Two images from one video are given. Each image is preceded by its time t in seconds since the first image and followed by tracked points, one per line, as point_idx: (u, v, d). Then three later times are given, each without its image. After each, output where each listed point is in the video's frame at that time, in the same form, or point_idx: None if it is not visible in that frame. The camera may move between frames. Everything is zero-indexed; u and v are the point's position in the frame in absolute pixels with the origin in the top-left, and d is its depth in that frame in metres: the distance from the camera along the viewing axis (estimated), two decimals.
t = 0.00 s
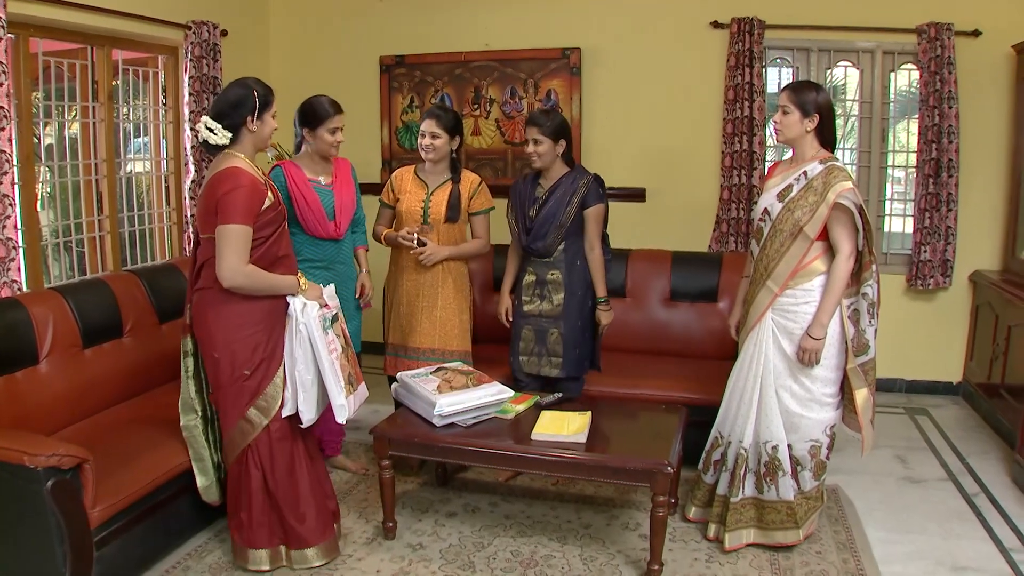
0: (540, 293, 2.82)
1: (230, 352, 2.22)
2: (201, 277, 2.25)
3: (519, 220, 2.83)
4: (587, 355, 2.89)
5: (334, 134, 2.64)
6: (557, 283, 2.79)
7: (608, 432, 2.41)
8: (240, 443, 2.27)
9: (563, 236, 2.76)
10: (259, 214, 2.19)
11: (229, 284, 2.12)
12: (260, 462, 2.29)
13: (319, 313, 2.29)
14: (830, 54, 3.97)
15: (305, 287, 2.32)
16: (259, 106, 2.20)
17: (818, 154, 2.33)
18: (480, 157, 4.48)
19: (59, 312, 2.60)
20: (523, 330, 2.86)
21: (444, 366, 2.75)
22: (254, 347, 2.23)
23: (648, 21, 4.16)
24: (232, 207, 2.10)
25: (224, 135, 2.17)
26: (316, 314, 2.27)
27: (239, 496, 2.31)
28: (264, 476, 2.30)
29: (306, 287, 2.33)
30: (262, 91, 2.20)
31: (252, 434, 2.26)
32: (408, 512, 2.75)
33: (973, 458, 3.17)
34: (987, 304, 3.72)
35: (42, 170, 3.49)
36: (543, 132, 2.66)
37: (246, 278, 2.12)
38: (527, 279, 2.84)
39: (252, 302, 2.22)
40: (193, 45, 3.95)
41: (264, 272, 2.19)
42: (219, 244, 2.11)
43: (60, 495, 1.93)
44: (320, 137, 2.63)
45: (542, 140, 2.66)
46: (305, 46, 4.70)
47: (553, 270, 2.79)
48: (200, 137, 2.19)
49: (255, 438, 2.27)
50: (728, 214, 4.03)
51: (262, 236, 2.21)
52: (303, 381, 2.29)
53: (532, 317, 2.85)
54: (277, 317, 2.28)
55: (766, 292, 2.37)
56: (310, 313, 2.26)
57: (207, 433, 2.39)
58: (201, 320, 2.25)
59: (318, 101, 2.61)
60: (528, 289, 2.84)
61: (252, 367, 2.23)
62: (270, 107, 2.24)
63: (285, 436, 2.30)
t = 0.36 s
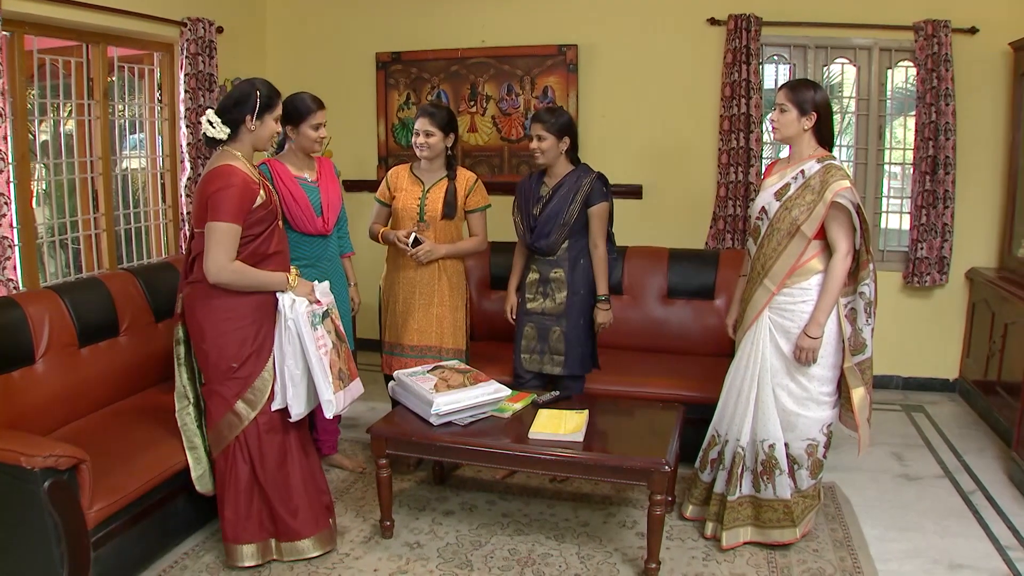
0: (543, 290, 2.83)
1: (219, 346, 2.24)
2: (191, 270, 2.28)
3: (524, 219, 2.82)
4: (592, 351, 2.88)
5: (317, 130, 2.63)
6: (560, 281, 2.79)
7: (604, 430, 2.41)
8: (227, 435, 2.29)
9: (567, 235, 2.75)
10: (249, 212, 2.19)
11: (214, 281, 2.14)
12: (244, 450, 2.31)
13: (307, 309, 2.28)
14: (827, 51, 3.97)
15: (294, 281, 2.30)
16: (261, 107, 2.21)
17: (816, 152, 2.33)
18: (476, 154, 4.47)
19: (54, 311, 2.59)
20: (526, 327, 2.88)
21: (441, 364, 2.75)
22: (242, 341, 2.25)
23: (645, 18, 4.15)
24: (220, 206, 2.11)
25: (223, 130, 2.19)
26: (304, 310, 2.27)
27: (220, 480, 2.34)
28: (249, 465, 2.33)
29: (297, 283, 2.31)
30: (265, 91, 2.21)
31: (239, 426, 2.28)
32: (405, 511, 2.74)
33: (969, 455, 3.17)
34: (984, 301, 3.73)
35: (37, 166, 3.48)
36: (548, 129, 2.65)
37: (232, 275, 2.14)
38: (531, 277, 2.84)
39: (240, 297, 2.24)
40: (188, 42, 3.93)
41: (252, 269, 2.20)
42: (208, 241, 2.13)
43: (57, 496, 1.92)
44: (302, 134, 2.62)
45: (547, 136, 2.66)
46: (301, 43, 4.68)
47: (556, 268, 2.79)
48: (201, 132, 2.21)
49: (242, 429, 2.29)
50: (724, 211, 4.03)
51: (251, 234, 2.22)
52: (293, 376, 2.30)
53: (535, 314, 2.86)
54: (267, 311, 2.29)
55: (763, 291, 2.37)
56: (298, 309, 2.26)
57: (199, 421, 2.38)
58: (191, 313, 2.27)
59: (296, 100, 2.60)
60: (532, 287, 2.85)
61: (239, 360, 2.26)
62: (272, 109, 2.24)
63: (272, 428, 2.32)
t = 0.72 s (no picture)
0: (541, 289, 2.83)
1: (208, 340, 2.26)
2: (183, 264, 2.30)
3: (524, 215, 2.84)
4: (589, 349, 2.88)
5: (313, 129, 2.61)
6: (557, 280, 2.79)
7: (601, 430, 2.41)
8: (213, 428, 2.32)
9: (565, 234, 2.75)
10: (243, 209, 2.20)
11: (209, 275, 2.15)
12: (228, 444, 2.34)
13: (302, 310, 2.28)
14: (824, 49, 3.96)
15: (290, 281, 2.32)
16: (248, 105, 2.20)
17: (813, 152, 2.33)
18: (473, 152, 4.47)
19: (50, 310, 2.58)
20: (522, 325, 2.88)
21: (439, 364, 2.75)
22: (230, 338, 2.27)
23: (642, 16, 4.14)
24: (216, 203, 2.12)
25: (216, 135, 2.19)
26: (298, 308, 2.27)
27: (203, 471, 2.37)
28: (234, 458, 2.36)
29: (291, 282, 2.33)
30: (251, 90, 2.20)
31: (224, 420, 2.31)
32: (403, 510, 2.74)
33: (966, 453, 3.18)
34: (981, 299, 3.74)
35: (33, 165, 3.47)
36: (551, 128, 2.65)
37: (227, 270, 2.15)
38: (530, 275, 2.85)
39: (229, 294, 2.25)
40: (184, 40, 3.91)
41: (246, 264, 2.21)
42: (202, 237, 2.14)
43: (54, 497, 1.92)
44: (300, 134, 2.60)
45: (549, 135, 2.65)
46: (298, 40, 4.67)
47: (553, 267, 2.79)
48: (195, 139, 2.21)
49: (226, 424, 2.32)
50: (721, 209, 4.03)
51: (246, 230, 2.23)
52: (280, 372, 2.30)
53: (531, 313, 2.86)
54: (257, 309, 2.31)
55: (760, 290, 2.37)
56: (292, 309, 2.26)
57: (190, 413, 2.38)
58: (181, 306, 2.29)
59: (297, 97, 2.59)
60: (530, 285, 2.85)
61: (227, 356, 2.28)
62: (260, 105, 2.23)
63: (257, 422, 2.34)
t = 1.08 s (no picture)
0: (539, 288, 2.83)
1: (205, 338, 2.26)
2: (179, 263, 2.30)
3: (524, 215, 2.84)
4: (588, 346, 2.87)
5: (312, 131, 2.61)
6: (555, 279, 2.79)
7: (599, 429, 2.41)
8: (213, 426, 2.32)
9: (564, 233, 2.75)
10: (236, 206, 2.20)
11: (212, 274, 2.16)
12: (229, 442, 2.34)
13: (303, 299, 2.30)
14: (823, 47, 3.96)
15: (291, 271, 2.32)
16: (242, 106, 2.21)
17: (810, 151, 2.33)
18: (471, 150, 4.46)
19: (48, 310, 2.58)
20: (519, 323, 2.88)
21: (438, 363, 2.74)
22: (228, 334, 2.27)
23: (640, 14, 4.14)
24: (209, 203, 2.12)
25: (209, 133, 2.18)
26: (300, 299, 2.29)
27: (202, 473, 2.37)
28: (235, 456, 2.36)
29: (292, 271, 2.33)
30: (246, 91, 2.21)
31: (224, 417, 2.31)
32: (401, 510, 2.74)
33: (964, 452, 3.19)
34: (979, 298, 3.74)
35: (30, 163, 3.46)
36: (551, 128, 2.65)
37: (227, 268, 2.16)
38: (529, 275, 2.86)
39: (226, 291, 2.25)
40: (182, 38, 3.90)
41: (245, 260, 2.21)
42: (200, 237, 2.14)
43: (53, 498, 1.92)
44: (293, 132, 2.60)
45: (548, 135, 2.65)
46: (296, 38, 4.66)
47: (550, 266, 2.78)
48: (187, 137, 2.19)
49: (226, 421, 2.32)
50: (720, 207, 4.02)
51: (240, 228, 2.23)
52: (288, 361, 2.33)
53: (528, 312, 2.86)
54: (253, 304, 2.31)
55: (758, 290, 2.37)
56: (293, 298, 2.28)
57: (189, 412, 2.37)
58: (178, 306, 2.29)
59: (305, 97, 2.57)
60: (527, 284, 2.86)
61: (225, 353, 2.28)
62: (255, 106, 2.25)
63: (257, 420, 2.34)
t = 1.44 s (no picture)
0: (532, 289, 2.83)
1: (209, 338, 2.26)
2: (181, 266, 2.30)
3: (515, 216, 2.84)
4: (581, 347, 2.87)
5: (324, 135, 2.61)
6: (548, 280, 2.79)
7: (600, 430, 2.41)
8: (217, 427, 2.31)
9: (556, 234, 2.74)
10: (242, 204, 2.21)
11: (225, 273, 2.16)
12: (231, 443, 2.33)
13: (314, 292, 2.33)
14: (823, 47, 3.96)
15: (305, 264, 2.29)
16: (248, 107, 2.21)
17: (811, 152, 2.33)
18: (471, 149, 4.45)
19: (48, 311, 2.58)
20: (514, 325, 2.88)
21: (438, 364, 2.74)
22: (231, 333, 2.27)
23: (641, 13, 4.13)
24: (217, 201, 2.12)
25: (211, 127, 2.17)
26: (309, 292, 2.32)
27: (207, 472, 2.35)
28: (237, 458, 2.35)
29: (307, 264, 2.30)
30: (253, 93, 2.22)
31: (228, 417, 2.31)
32: (402, 510, 2.74)
33: (965, 452, 3.19)
34: (979, 298, 3.74)
35: (31, 164, 3.46)
36: (541, 128, 2.65)
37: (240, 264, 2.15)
38: (521, 275, 2.86)
39: (229, 290, 2.25)
40: (182, 37, 3.90)
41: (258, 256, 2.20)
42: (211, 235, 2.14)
43: (54, 500, 1.92)
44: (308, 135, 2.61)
45: (539, 136, 2.66)
46: (295, 37, 4.65)
47: (544, 266, 2.78)
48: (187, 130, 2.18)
49: (229, 421, 2.31)
50: (720, 207, 4.02)
51: (245, 227, 2.23)
52: (293, 352, 2.35)
53: (522, 314, 2.86)
54: (256, 303, 2.31)
55: (760, 291, 2.37)
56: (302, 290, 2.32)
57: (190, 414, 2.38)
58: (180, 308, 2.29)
59: (325, 100, 2.59)
60: (521, 285, 2.86)
61: (229, 353, 2.27)
62: (259, 110, 2.25)
63: (259, 420, 2.34)
